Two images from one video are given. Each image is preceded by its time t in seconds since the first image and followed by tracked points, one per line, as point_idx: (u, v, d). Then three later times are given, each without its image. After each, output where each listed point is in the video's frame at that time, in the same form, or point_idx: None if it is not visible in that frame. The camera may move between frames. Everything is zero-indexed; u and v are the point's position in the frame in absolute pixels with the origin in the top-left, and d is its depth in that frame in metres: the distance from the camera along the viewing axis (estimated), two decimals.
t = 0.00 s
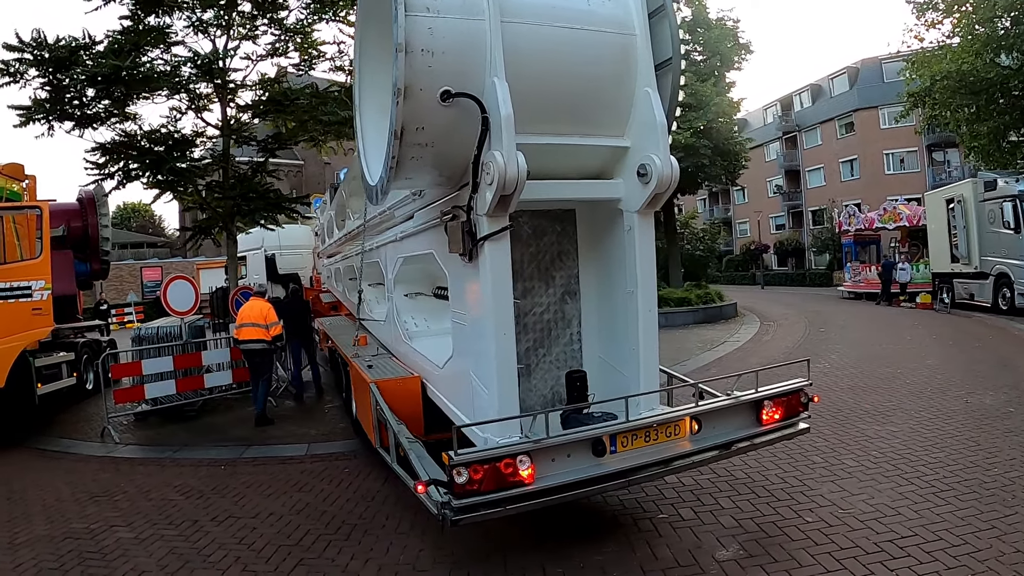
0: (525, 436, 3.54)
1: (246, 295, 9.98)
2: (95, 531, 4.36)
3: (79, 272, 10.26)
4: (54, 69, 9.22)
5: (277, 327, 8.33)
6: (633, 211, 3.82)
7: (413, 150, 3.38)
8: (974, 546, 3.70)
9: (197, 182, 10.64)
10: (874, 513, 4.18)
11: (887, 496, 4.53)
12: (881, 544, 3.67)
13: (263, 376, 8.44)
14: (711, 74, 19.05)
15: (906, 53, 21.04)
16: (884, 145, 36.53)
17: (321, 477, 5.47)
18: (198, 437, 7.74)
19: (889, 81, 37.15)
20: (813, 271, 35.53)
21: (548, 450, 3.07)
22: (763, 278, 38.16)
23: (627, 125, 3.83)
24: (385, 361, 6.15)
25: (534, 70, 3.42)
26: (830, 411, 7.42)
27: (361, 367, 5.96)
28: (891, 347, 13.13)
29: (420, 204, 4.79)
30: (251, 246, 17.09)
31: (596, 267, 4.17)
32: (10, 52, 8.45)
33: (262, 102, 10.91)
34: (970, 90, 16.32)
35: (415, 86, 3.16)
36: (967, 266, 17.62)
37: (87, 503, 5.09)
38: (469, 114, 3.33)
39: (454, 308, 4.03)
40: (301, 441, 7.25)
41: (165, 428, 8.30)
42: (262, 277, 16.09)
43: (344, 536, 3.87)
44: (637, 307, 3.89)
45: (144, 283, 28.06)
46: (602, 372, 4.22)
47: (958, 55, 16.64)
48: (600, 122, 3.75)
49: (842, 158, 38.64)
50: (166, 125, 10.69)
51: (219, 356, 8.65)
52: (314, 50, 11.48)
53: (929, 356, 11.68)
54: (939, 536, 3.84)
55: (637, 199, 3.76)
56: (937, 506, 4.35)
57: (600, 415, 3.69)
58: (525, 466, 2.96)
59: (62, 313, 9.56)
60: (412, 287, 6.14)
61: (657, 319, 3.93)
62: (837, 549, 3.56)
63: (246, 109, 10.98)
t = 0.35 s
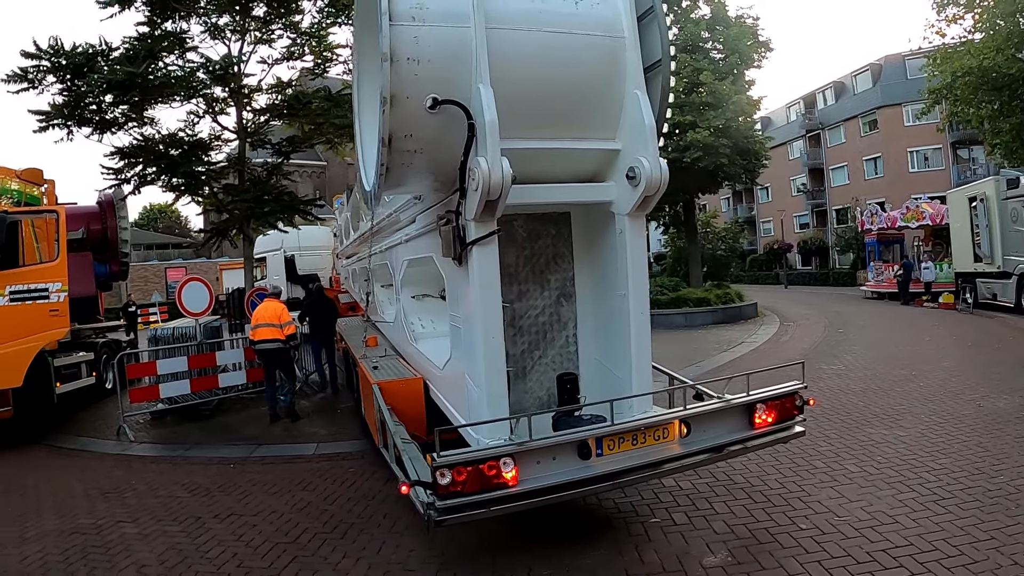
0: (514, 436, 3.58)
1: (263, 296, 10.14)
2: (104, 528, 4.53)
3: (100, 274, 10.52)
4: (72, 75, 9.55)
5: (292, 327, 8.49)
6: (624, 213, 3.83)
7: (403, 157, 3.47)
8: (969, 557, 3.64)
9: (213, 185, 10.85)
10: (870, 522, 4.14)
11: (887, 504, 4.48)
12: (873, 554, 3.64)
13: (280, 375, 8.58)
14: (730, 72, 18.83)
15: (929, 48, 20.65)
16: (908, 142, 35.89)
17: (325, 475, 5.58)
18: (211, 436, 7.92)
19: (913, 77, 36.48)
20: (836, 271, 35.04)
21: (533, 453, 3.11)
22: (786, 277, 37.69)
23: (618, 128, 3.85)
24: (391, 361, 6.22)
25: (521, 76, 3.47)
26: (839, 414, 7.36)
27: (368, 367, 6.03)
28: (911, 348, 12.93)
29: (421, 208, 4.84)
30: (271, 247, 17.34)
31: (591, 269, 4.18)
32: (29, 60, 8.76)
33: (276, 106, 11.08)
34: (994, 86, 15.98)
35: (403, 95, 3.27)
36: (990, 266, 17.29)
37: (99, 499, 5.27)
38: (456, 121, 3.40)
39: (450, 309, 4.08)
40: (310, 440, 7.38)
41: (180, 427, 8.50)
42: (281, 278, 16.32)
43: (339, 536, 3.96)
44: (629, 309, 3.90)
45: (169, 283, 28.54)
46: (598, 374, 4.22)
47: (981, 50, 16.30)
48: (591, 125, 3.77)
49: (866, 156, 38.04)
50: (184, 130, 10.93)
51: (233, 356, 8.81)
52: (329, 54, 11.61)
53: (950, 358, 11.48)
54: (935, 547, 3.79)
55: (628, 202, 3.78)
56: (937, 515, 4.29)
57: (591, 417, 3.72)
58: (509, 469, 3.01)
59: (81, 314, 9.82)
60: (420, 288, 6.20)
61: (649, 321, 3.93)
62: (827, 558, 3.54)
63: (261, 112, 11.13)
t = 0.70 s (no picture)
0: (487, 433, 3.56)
1: (261, 296, 10.17)
2: (86, 523, 4.57)
3: (98, 272, 10.59)
4: (71, 75, 9.62)
5: (298, 327, 8.56)
6: (601, 210, 3.80)
7: (376, 153, 3.47)
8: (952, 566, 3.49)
9: (210, 185, 10.88)
10: (852, 526, 4.02)
11: (871, 507, 4.37)
12: (852, 559, 3.54)
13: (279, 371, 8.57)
14: (733, 69, 18.73)
15: (935, 45, 20.45)
16: (915, 140, 35.60)
17: (311, 472, 5.60)
18: (203, 433, 7.95)
19: (921, 74, 36.15)
20: (844, 270, 34.82)
21: (501, 450, 3.11)
22: (793, 276, 37.51)
23: (596, 123, 3.81)
24: (379, 359, 6.21)
25: (494, 72, 3.45)
26: (833, 414, 7.29)
27: (355, 364, 6.02)
28: (913, 347, 12.81)
29: (404, 205, 4.82)
30: (273, 245, 17.42)
31: (570, 267, 4.16)
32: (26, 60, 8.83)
33: (274, 104, 11.09)
34: (1000, 83, 15.80)
35: (374, 91, 3.26)
36: (996, 264, 17.14)
37: (86, 494, 5.32)
38: (428, 117, 3.39)
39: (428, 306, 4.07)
40: (301, 438, 7.38)
41: (175, 424, 8.55)
42: (284, 277, 16.36)
43: (315, 534, 3.96)
44: (606, 307, 3.87)
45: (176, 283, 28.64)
46: (578, 372, 4.20)
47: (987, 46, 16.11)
48: (567, 120, 3.74)
49: (873, 154, 37.77)
50: (182, 129, 10.98)
51: (228, 354, 8.82)
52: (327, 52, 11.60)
53: (952, 357, 11.36)
54: (915, 552, 3.66)
55: (604, 198, 3.74)
56: (924, 519, 4.16)
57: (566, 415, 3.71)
58: (475, 466, 3.01)
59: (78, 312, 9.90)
60: (409, 286, 6.20)
61: (627, 318, 3.90)
62: (803, 564, 3.47)
63: (258, 111, 11.13)
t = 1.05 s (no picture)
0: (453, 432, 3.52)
1: (250, 295, 10.11)
2: (59, 521, 4.54)
3: (89, 270, 10.58)
4: (61, 73, 9.61)
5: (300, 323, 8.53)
6: (571, 206, 3.75)
7: (340, 149, 3.43)
8: None
9: (201, 183, 10.86)
10: (829, 534, 3.93)
11: (850, 515, 4.28)
12: (824, 569, 3.45)
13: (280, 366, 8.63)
14: (730, 67, 18.66)
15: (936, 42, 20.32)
16: (916, 138, 35.45)
17: (290, 472, 5.56)
18: (189, 432, 7.93)
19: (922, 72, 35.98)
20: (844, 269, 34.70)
21: (461, 453, 3.07)
22: (793, 275, 37.39)
23: (566, 118, 3.76)
24: (360, 358, 6.17)
25: (460, 66, 3.40)
26: (820, 415, 7.22)
27: (335, 363, 5.98)
28: (909, 347, 12.74)
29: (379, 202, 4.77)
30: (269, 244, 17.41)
31: (543, 264, 4.11)
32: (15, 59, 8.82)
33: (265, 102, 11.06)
34: (999, 80, 15.69)
35: (335, 86, 3.22)
36: (995, 263, 17.05)
37: (63, 492, 5.30)
38: (392, 112, 3.35)
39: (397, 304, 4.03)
40: (285, 437, 7.35)
41: (162, 423, 8.54)
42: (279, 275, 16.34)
43: (282, 536, 3.92)
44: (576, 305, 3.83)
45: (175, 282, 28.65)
46: (550, 370, 4.15)
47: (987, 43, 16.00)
48: (536, 115, 3.68)
49: (875, 153, 37.63)
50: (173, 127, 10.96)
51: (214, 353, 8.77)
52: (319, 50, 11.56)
53: (948, 358, 11.28)
54: (893, 563, 3.55)
55: (573, 194, 3.69)
56: (904, 528, 4.06)
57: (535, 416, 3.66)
58: (433, 469, 2.98)
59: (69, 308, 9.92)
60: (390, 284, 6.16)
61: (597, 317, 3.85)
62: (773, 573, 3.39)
63: (249, 109, 11.09)
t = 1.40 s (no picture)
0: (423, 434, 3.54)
1: (241, 296, 10.13)
2: (40, 521, 4.57)
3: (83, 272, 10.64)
4: (53, 76, 9.64)
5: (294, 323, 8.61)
6: (542, 208, 3.76)
7: (310, 152, 3.46)
8: None
9: (195, 185, 10.91)
10: (803, 542, 3.90)
11: (828, 522, 4.25)
12: None
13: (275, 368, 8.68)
14: (727, 69, 18.65)
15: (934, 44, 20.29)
16: (917, 140, 35.38)
17: (272, 474, 5.59)
18: (179, 433, 7.96)
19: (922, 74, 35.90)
20: (844, 270, 34.67)
21: (425, 457, 3.10)
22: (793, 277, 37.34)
23: (537, 119, 3.76)
24: (345, 360, 6.19)
25: (427, 69, 3.42)
26: (808, 419, 7.22)
27: (320, 366, 6.00)
28: (904, 350, 12.72)
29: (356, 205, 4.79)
30: (265, 246, 17.45)
31: (517, 265, 4.12)
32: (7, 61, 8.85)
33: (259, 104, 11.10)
34: (997, 81, 15.65)
35: (302, 90, 3.25)
36: (993, 265, 17.01)
37: (48, 491, 5.33)
38: (360, 115, 3.37)
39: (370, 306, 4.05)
40: (273, 439, 7.37)
41: (153, 424, 8.58)
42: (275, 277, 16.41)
43: (256, 538, 3.94)
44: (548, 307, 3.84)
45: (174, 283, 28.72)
46: (525, 372, 4.16)
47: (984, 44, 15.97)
48: (507, 116, 3.69)
49: (874, 154, 37.57)
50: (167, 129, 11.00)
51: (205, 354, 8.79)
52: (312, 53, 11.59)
53: (941, 361, 11.27)
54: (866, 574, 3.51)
55: (544, 195, 3.70)
56: (881, 536, 4.02)
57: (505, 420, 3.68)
58: (396, 473, 3.00)
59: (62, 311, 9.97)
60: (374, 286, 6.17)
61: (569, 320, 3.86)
62: None
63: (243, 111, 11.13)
